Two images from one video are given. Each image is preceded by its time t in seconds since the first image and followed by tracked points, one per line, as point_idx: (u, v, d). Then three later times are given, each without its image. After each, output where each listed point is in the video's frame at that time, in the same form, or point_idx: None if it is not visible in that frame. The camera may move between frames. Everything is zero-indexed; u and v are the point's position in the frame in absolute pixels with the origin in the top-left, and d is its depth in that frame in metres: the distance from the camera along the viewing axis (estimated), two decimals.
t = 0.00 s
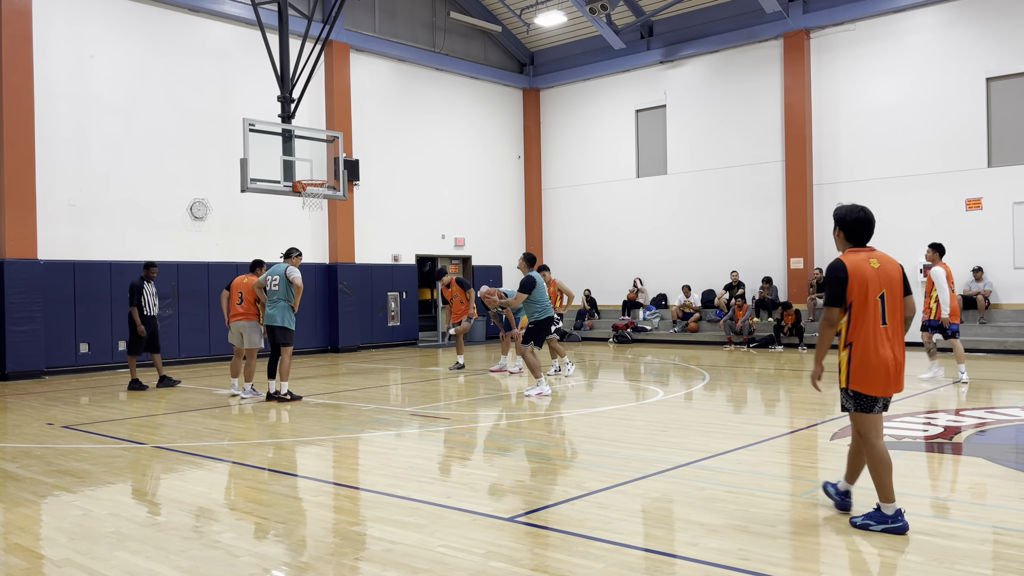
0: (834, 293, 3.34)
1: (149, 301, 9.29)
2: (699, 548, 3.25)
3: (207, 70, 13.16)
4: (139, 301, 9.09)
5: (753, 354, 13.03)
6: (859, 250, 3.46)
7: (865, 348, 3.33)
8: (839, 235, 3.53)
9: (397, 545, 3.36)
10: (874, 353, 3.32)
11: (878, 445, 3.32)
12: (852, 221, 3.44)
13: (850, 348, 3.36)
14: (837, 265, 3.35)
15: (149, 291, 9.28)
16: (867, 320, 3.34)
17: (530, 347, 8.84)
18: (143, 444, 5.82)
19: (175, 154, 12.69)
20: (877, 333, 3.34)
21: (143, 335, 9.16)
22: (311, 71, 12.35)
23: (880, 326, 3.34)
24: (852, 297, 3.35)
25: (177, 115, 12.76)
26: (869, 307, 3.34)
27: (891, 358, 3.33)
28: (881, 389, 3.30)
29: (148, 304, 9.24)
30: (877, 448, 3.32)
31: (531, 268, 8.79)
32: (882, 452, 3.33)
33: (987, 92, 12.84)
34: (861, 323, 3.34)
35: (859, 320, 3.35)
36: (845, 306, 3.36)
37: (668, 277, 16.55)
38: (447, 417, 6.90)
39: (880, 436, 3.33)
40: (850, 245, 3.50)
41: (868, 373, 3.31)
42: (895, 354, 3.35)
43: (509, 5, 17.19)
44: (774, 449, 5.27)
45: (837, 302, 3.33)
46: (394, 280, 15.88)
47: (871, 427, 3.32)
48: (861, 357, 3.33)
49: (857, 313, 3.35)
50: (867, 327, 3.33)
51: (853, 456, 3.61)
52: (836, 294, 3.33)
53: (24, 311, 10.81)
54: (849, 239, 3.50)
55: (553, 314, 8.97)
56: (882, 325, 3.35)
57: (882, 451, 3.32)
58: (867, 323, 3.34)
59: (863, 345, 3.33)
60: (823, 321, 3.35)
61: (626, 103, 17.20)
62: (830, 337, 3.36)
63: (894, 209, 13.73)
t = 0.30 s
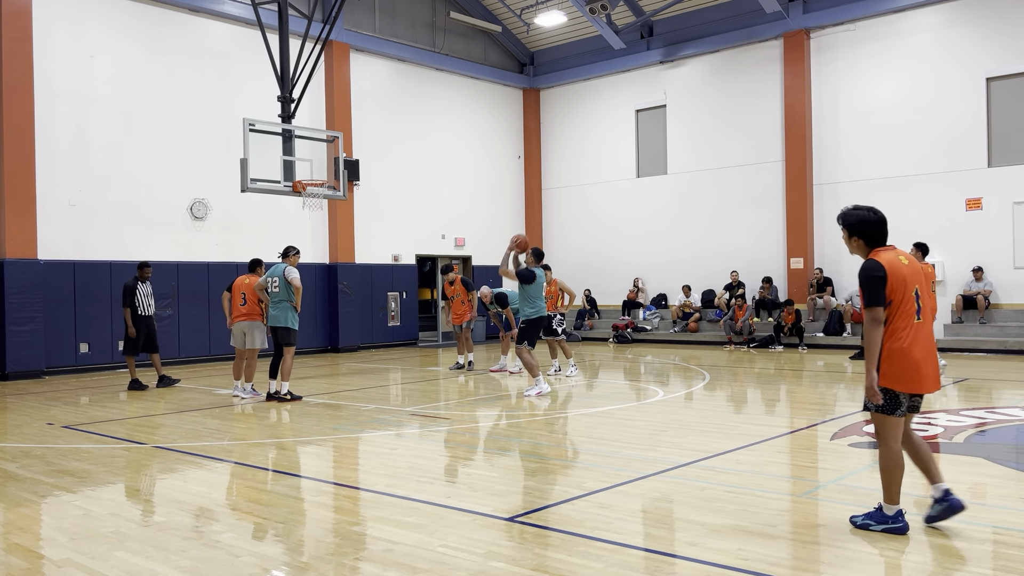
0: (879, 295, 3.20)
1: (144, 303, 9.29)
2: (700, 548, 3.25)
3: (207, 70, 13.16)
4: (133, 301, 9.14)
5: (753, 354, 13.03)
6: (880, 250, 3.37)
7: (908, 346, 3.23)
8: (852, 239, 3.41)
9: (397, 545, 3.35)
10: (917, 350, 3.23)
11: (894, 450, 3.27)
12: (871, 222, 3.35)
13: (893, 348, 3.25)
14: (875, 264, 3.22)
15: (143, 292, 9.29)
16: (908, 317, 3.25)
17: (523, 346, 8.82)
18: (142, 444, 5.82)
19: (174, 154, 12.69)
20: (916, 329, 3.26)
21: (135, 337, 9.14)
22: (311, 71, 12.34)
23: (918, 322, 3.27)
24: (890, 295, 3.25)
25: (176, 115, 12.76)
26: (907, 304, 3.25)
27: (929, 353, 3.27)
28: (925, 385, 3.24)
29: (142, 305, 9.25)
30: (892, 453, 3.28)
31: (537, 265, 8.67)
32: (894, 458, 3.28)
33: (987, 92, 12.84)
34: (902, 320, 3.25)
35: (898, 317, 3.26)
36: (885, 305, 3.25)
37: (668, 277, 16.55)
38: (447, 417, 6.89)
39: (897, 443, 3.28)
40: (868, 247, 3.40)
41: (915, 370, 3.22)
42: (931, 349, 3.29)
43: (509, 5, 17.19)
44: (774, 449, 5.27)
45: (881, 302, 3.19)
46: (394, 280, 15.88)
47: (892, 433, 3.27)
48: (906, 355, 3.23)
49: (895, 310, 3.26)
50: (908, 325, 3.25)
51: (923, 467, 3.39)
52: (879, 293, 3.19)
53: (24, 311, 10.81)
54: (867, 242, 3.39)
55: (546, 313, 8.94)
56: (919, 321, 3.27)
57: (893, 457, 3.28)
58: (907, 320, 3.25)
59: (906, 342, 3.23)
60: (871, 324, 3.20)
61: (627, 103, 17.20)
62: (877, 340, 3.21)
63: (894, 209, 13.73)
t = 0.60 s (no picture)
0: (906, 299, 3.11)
1: (145, 303, 9.28)
2: (699, 548, 3.25)
3: (207, 70, 13.16)
4: (133, 301, 9.12)
5: (753, 354, 13.03)
6: (908, 255, 3.28)
7: (951, 344, 3.11)
8: (875, 249, 3.32)
9: (397, 545, 3.36)
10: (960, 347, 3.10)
11: (919, 451, 3.16)
12: (892, 227, 3.27)
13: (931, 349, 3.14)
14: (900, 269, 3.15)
15: (144, 292, 9.28)
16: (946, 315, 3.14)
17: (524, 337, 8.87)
18: (142, 444, 5.82)
19: (174, 154, 12.69)
20: (955, 327, 3.13)
21: (137, 338, 9.14)
22: (310, 71, 12.34)
23: (958, 319, 3.15)
24: (924, 295, 3.15)
25: (177, 115, 12.76)
26: (942, 303, 3.14)
27: (974, 350, 3.15)
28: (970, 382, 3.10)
29: (143, 304, 9.25)
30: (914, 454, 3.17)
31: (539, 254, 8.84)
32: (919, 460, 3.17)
33: (987, 92, 12.84)
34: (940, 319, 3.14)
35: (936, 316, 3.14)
36: (919, 306, 3.15)
37: (668, 277, 16.55)
38: (447, 417, 6.90)
39: (926, 444, 3.16)
40: (894, 255, 3.30)
41: (957, 370, 3.10)
42: (976, 347, 3.17)
43: (509, 5, 17.19)
44: (774, 449, 5.27)
45: (911, 302, 3.12)
46: (395, 280, 15.89)
47: (927, 435, 3.15)
48: (947, 354, 3.11)
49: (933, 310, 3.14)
50: (947, 322, 3.13)
51: (967, 482, 3.20)
52: (907, 294, 3.12)
53: (24, 311, 10.81)
54: (892, 250, 3.29)
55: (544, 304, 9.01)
56: (959, 318, 3.15)
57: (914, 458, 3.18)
58: (946, 318, 3.13)
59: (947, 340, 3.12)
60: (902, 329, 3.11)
61: (627, 103, 17.20)
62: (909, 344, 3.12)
63: (894, 209, 13.73)
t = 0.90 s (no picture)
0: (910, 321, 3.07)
1: (151, 302, 9.28)
2: (699, 548, 3.25)
3: (207, 70, 13.16)
4: (141, 301, 9.10)
5: (753, 354, 13.03)
6: (907, 277, 3.24)
7: (974, 347, 3.02)
8: (877, 281, 3.30)
9: (397, 545, 3.35)
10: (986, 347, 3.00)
11: (954, 455, 3.09)
12: (880, 258, 3.27)
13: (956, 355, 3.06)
14: (893, 296, 3.13)
15: (151, 292, 9.28)
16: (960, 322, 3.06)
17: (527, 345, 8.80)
18: (142, 444, 5.81)
19: (174, 154, 12.69)
20: (972, 327, 3.05)
21: (145, 336, 9.15)
22: (310, 71, 12.34)
23: (976, 321, 3.06)
24: (929, 311, 3.10)
25: (177, 115, 12.76)
26: (949, 311, 3.08)
27: (1005, 345, 3.04)
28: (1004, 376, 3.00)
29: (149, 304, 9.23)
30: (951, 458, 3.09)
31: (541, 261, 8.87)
32: (959, 460, 3.08)
33: (987, 92, 12.84)
34: (955, 328, 3.07)
35: (949, 325, 3.08)
36: (927, 322, 3.10)
37: (668, 276, 16.55)
38: (447, 417, 6.89)
39: (962, 445, 3.09)
40: (895, 284, 3.26)
41: (989, 367, 3.00)
42: (1004, 339, 3.07)
43: (509, 5, 17.19)
44: (774, 449, 5.26)
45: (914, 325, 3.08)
46: (394, 280, 15.88)
47: (964, 436, 3.07)
48: (973, 356, 3.02)
49: (943, 321, 3.08)
50: (964, 327, 3.05)
51: (979, 483, 3.19)
52: (907, 319, 3.08)
53: (24, 311, 10.81)
54: (890, 278, 3.26)
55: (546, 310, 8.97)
56: (974, 317, 3.08)
57: (953, 463, 3.09)
58: (959, 323, 3.06)
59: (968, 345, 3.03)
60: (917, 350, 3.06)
61: (627, 102, 17.20)
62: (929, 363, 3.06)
63: (894, 209, 13.73)
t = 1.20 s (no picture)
0: (912, 339, 3.08)
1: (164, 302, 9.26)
2: (699, 548, 3.25)
3: (207, 70, 13.15)
4: (156, 300, 9.06)
5: (753, 354, 13.03)
6: (905, 295, 3.25)
7: (981, 352, 2.99)
8: (876, 304, 3.32)
9: (397, 545, 3.35)
10: (994, 351, 2.96)
11: (963, 459, 3.08)
12: (877, 281, 3.30)
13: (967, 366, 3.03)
14: (893, 315, 3.14)
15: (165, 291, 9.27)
16: (963, 330, 3.05)
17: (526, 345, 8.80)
18: (142, 444, 5.82)
19: (174, 154, 12.69)
20: (979, 336, 3.03)
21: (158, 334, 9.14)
22: (311, 71, 12.34)
23: (980, 327, 3.04)
24: (931, 323, 3.10)
25: (177, 115, 12.76)
26: (952, 324, 3.07)
27: (1015, 346, 2.99)
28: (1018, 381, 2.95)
29: (161, 303, 9.21)
30: (960, 461, 3.08)
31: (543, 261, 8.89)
32: (966, 463, 3.07)
33: (987, 93, 12.83)
34: (959, 337, 3.05)
35: (953, 335, 3.07)
36: (933, 338, 3.09)
37: (668, 276, 16.55)
38: (447, 417, 6.89)
39: (970, 448, 3.08)
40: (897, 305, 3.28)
41: (1003, 373, 2.94)
42: (1017, 343, 3.02)
43: (509, 5, 17.19)
44: (774, 449, 5.26)
45: (916, 341, 3.08)
46: (395, 280, 15.88)
47: (974, 440, 3.05)
48: (983, 364, 2.98)
49: (946, 332, 3.08)
50: (968, 336, 3.04)
51: (981, 483, 3.19)
52: (909, 336, 3.09)
53: (24, 311, 10.81)
54: (892, 300, 3.27)
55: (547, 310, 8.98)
56: (981, 326, 3.05)
57: (960, 466, 3.08)
58: (965, 334, 3.05)
59: (976, 352, 3.00)
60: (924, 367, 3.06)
61: (627, 103, 17.20)
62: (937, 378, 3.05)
63: (894, 210, 13.73)
